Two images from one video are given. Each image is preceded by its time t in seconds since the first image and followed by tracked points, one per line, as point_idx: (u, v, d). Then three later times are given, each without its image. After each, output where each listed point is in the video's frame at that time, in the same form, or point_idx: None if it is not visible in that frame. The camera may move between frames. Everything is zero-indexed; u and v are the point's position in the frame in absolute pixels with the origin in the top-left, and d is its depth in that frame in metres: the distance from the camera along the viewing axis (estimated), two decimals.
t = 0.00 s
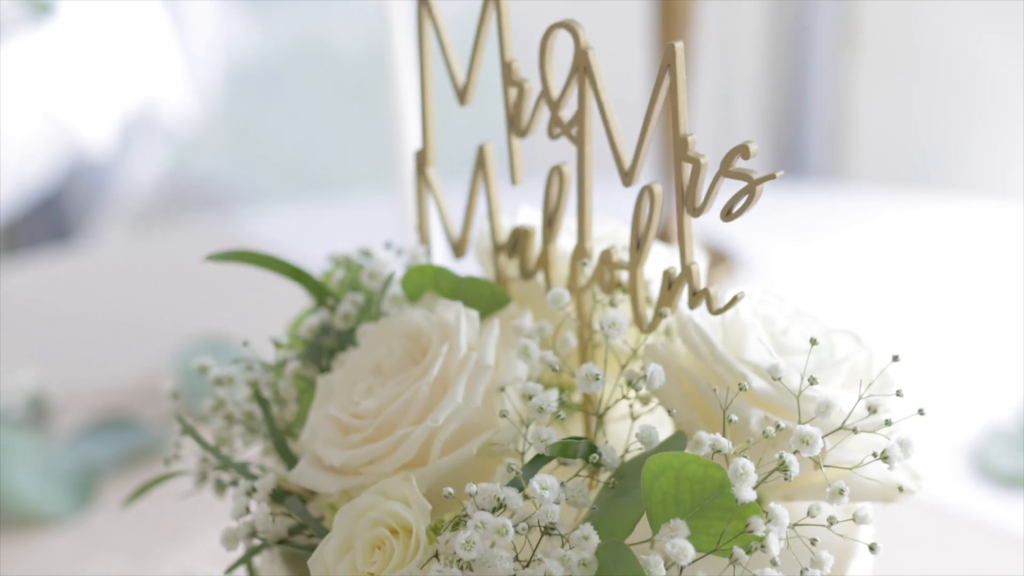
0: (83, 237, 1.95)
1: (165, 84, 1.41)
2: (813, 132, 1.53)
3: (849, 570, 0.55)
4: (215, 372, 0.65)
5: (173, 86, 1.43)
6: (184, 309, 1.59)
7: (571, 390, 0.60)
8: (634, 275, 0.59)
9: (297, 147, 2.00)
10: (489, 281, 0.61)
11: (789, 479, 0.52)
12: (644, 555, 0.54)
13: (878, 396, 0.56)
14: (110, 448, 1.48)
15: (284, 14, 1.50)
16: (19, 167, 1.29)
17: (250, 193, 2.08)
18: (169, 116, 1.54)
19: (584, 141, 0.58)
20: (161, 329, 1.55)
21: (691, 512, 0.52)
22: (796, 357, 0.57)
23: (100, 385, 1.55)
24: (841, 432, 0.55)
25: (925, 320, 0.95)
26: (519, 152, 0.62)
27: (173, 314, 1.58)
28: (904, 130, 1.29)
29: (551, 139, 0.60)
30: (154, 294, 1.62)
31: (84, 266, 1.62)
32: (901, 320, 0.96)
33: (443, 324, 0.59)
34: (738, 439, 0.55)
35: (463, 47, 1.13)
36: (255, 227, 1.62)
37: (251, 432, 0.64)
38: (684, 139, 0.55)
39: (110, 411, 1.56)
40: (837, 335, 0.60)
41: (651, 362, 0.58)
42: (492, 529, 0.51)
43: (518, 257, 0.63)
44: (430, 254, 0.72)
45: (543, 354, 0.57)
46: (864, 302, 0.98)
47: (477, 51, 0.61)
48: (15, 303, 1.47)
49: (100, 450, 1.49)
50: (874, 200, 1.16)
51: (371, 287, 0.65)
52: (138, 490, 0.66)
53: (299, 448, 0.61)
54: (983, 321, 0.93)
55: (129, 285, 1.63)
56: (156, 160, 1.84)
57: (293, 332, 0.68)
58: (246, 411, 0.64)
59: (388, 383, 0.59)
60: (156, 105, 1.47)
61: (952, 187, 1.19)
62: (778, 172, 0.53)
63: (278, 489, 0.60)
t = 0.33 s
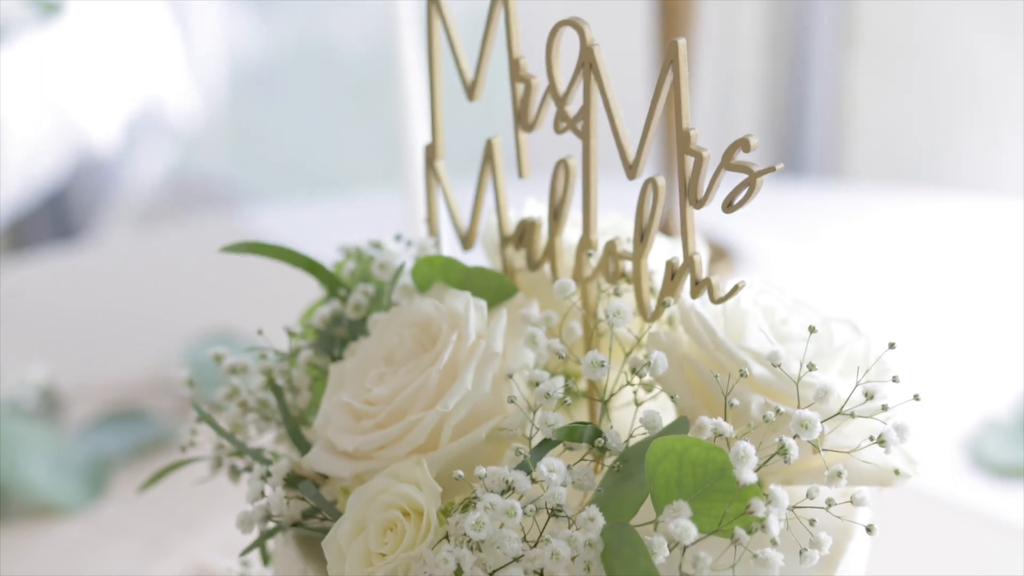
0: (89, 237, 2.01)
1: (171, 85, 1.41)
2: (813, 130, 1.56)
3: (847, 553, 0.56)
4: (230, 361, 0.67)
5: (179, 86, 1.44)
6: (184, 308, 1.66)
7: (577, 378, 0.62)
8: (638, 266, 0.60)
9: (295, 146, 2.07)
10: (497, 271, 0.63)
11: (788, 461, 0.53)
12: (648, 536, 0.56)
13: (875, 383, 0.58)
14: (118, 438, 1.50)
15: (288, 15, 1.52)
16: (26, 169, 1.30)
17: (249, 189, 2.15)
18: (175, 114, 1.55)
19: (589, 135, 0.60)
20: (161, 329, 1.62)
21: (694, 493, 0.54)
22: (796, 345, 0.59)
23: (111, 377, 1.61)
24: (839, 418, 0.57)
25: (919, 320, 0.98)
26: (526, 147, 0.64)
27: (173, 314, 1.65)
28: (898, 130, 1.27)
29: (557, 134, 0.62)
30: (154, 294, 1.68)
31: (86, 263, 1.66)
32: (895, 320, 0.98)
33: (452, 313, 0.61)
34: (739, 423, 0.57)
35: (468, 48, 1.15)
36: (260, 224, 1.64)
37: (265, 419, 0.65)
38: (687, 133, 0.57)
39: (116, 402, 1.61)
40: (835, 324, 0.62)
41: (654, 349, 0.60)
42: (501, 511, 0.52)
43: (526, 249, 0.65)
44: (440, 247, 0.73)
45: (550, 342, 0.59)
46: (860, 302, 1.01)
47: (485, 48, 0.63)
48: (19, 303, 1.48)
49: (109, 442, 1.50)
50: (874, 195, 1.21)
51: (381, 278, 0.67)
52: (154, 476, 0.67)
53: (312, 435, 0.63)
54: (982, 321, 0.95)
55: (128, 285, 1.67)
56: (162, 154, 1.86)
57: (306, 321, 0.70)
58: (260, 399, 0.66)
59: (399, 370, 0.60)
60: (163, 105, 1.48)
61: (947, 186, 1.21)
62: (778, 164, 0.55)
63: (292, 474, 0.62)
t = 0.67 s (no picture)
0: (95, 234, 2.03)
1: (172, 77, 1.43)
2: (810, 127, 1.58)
3: (847, 533, 0.59)
4: (245, 347, 0.68)
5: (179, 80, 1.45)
6: (184, 308, 1.68)
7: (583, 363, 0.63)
8: (642, 254, 0.62)
9: (301, 146, 2.11)
10: (505, 259, 0.65)
11: (789, 442, 0.55)
12: (653, 515, 0.57)
13: (873, 367, 0.60)
14: (129, 427, 1.53)
15: (291, 14, 1.53)
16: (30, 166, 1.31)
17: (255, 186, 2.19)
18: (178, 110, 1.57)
19: (596, 127, 0.62)
20: (161, 330, 1.65)
21: (699, 472, 0.56)
22: (796, 331, 0.60)
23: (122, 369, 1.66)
24: (839, 401, 0.58)
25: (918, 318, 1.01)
26: (534, 138, 0.65)
27: (174, 313, 1.66)
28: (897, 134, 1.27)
29: (564, 126, 0.64)
30: (155, 293, 1.68)
31: (93, 259, 1.66)
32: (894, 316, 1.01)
33: (462, 300, 0.62)
34: (742, 405, 0.59)
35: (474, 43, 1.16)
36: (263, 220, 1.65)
37: (279, 404, 0.67)
38: (691, 124, 0.59)
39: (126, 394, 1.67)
40: (835, 312, 0.64)
41: (658, 335, 0.61)
42: (510, 490, 0.54)
43: (532, 238, 0.67)
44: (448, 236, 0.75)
45: (557, 329, 0.61)
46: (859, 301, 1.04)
47: (494, 42, 0.65)
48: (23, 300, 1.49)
49: (120, 433, 1.53)
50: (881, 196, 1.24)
51: (392, 266, 0.69)
52: (169, 460, 0.69)
53: (325, 419, 0.64)
54: (976, 316, 0.97)
55: (130, 283, 1.67)
56: (165, 150, 1.89)
57: (317, 309, 0.71)
58: (273, 384, 0.67)
59: (409, 355, 0.62)
60: (166, 101, 1.49)
61: (945, 185, 1.23)
62: (780, 154, 0.56)
63: (306, 456, 0.63)
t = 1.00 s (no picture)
0: (102, 227, 2.09)
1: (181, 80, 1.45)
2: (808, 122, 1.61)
3: (849, 505, 0.60)
4: (262, 328, 0.70)
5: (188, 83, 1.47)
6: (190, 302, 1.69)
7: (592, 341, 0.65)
8: (650, 235, 0.64)
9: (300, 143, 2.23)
10: (515, 241, 0.66)
11: (793, 416, 0.57)
12: (661, 487, 0.59)
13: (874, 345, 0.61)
14: (141, 414, 1.42)
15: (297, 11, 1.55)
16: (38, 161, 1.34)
17: (258, 180, 2.37)
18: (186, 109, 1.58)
19: (604, 112, 0.63)
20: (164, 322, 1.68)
21: (706, 445, 0.57)
22: (800, 309, 0.62)
23: (140, 355, 1.64)
24: (842, 377, 0.60)
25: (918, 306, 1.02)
26: (544, 123, 0.67)
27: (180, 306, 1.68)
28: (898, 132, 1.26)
29: (573, 111, 0.66)
30: (163, 287, 1.71)
31: (101, 251, 1.73)
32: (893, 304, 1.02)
33: (475, 280, 0.64)
34: (746, 380, 0.60)
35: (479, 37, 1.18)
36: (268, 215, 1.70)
37: (295, 383, 0.69)
38: (698, 108, 0.60)
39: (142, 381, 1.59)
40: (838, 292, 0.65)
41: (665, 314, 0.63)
42: (523, 462, 0.55)
43: (542, 220, 0.68)
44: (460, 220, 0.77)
45: (568, 308, 0.63)
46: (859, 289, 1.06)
47: (505, 30, 0.67)
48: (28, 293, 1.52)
49: (133, 420, 1.42)
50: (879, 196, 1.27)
51: (405, 248, 0.70)
52: (188, 438, 0.71)
53: (341, 397, 0.66)
54: (977, 305, 0.99)
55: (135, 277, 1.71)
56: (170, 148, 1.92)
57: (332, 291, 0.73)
58: (290, 364, 0.69)
59: (423, 333, 0.64)
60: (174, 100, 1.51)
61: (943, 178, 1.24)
62: (783, 137, 0.58)
63: (322, 433, 0.65)
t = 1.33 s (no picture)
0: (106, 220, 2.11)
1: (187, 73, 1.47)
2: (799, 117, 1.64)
3: (849, 477, 0.63)
4: (277, 307, 0.72)
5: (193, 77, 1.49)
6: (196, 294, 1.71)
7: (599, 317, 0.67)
8: (655, 214, 0.65)
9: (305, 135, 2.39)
10: (524, 221, 0.68)
11: (794, 387, 0.58)
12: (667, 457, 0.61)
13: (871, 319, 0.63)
14: (154, 399, 1.36)
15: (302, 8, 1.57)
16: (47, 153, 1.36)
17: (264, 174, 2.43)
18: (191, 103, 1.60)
19: (611, 94, 0.65)
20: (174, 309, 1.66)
21: (710, 415, 0.59)
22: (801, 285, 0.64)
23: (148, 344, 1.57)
24: (841, 351, 0.62)
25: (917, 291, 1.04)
26: (552, 107, 0.69)
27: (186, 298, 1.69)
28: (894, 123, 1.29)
29: (581, 94, 0.67)
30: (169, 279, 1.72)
31: (104, 246, 1.84)
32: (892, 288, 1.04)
33: (485, 258, 0.65)
34: (750, 353, 0.62)
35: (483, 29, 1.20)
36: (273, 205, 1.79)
37: (310, 359, 0.71)
38: (703, 90, 0.62)
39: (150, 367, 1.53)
40: (837, 270, 0.67)
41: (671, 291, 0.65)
42: (534, 432, 0.57)
43: (550, 202, 0.70)
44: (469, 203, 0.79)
45: (576, 284, 0.64)
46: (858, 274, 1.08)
47: (515, 15, 0.68)
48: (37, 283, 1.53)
49: (146, 405, 1.35)
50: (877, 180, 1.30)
51: (417, 229, 0.72)
52: (205, 415, 0.72)
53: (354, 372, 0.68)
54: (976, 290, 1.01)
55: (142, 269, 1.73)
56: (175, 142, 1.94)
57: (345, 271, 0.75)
58: (305, 341, 0.71)
59: (435, 309, 0.65)
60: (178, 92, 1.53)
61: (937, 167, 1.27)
62: (785, 117, 0.60)
63: (337, 408, 0.67)
